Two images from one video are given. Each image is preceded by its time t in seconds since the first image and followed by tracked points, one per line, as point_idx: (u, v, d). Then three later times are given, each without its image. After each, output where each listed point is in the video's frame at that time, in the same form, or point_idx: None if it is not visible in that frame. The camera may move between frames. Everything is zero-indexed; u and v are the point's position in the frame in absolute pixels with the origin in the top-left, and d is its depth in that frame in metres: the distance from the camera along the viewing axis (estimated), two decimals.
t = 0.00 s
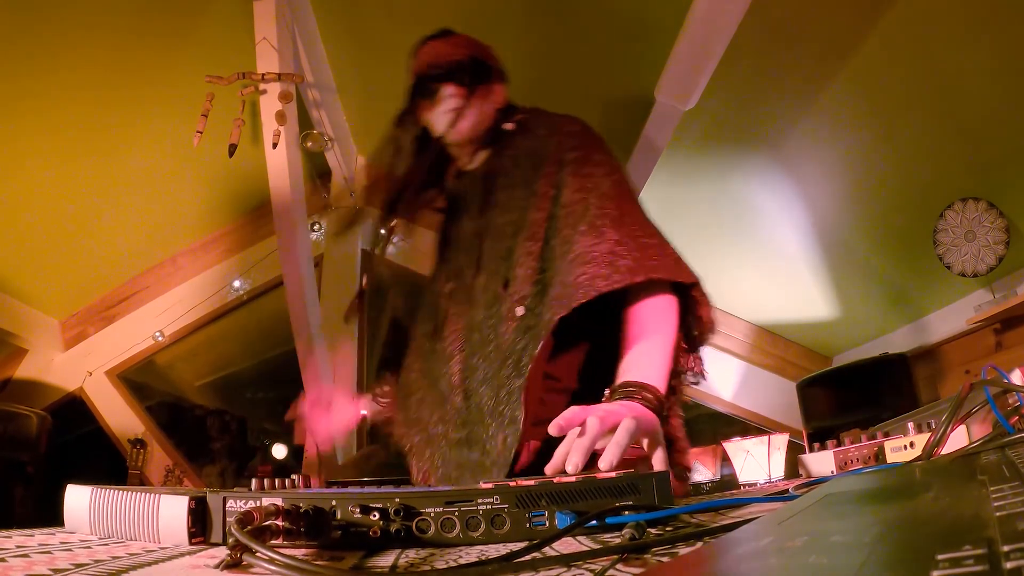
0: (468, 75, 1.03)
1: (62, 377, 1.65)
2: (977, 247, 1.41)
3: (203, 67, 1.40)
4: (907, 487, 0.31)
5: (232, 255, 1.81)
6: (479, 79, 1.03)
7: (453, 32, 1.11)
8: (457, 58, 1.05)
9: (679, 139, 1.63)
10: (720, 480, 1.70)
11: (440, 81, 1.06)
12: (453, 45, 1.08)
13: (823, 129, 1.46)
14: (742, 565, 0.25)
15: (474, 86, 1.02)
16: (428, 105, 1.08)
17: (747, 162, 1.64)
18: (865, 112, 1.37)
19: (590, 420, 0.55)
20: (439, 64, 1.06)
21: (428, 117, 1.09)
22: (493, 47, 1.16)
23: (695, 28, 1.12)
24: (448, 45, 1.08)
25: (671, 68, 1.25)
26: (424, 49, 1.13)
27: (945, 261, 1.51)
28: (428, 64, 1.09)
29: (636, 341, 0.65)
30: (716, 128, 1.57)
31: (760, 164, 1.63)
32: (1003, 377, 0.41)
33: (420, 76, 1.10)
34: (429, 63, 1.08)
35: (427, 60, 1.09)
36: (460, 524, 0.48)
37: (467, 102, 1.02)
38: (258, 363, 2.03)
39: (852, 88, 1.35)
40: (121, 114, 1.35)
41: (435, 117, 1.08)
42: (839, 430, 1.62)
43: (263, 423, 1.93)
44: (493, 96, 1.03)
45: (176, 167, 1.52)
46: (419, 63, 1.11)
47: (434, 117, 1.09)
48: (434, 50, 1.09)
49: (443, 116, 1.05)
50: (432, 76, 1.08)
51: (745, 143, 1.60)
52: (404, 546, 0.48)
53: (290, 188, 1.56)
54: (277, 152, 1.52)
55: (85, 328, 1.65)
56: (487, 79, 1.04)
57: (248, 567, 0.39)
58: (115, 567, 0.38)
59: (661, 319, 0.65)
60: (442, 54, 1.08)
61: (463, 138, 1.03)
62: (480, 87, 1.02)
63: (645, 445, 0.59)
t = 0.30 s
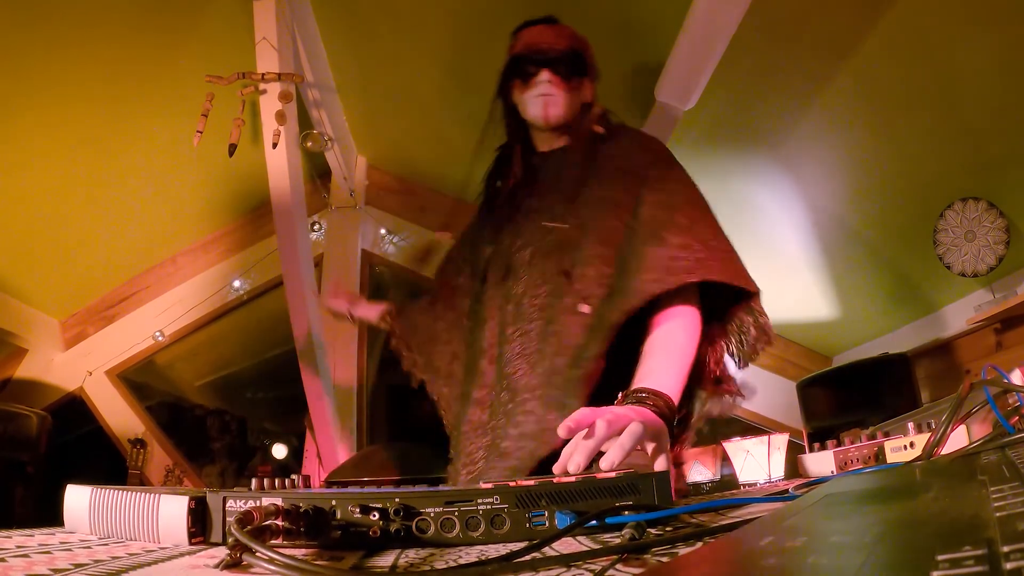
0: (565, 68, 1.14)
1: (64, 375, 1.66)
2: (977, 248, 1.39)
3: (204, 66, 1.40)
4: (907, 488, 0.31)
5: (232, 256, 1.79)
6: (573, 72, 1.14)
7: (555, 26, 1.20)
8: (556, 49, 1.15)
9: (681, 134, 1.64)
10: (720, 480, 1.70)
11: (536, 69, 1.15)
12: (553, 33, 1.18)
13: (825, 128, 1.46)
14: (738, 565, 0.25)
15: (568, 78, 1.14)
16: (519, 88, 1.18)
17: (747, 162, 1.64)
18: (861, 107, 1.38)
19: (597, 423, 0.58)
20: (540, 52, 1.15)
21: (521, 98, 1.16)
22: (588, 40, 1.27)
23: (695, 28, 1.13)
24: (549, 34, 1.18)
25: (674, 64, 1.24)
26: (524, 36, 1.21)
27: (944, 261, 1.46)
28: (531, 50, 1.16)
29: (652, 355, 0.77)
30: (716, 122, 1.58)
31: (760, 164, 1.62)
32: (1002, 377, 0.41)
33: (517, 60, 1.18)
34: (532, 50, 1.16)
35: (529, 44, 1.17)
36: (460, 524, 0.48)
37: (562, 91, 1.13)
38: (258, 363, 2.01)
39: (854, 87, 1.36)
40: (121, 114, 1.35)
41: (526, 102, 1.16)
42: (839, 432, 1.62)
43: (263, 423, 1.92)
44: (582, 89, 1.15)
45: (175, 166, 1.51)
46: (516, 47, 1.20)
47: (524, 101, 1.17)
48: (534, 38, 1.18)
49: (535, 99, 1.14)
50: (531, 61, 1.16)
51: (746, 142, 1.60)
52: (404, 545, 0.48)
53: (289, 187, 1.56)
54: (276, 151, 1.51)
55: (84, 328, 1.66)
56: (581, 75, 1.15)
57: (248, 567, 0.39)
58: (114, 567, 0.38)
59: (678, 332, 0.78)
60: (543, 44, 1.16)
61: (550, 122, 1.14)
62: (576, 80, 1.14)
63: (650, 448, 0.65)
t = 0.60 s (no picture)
0: (576, 83, 1.30)
1: (67, 374, 1.63)
2: (976, 247, 1.40)
3: (205, 66, 1.40)
4: (906, 488, 0.31)
5: (229, 258, 1.83)
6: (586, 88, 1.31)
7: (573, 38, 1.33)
8: (568, 62, 1.30)
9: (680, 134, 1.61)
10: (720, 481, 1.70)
11: (547, 81, 1.30)
12: (567, 45, 1.31)
13: (827, 128, 1.46)
14: (740, 564, 0.25)
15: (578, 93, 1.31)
16: (527, 96, 1.34)
17: (748, 161, 1.63)
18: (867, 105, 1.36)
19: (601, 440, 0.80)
20: (552, 66, 1.29)
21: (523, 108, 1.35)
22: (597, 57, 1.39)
23: (695, 29, 1.14)
24: (564, 46, 1.31)
25: (672, 66, 1.26)
26: (536, 44, 1.32)
27: (945, 260, 1.49)
28: (541, 60, 1.30)
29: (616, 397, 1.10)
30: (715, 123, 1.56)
31: (761, 163, 1.62)
32: (1002, 377, 0.41)
33: (529, 68, 1.31)
34: (542, 60, 1.30)
35: (543, 55, 1.30)
36: (460, 524, 0.48)
37: (570, 107, 1.32)
38: (259, 363, 2.02)
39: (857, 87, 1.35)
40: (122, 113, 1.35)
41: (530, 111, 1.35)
42: (839, 431, 1.61)
43: (263, 422, 1.97)
44: (587, 104, 1.33)
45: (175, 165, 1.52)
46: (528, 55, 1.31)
47: (530, 110, 1.35)
48: (549, 49, 1.30)
49: (544, 113, 1.33)
50: (542, 71, 1.30)
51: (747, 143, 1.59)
52: (404, 545, 0.48)
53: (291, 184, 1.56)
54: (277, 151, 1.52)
55: (83, 327, 1.63)
56: (589, 89, 1.32)
57: (248, 567, 0.39)
58: (115, 567, 0.38)
59: (636, 367, 1.23)
60: (555, 56, 1.30)
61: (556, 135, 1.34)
62: (583, 96, 1.32)
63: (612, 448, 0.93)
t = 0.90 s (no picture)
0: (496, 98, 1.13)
1: (65, 375, 1.66)
2: (977, 248, 1.40)
3: (205, 66, 1.41)
4: (906, 487, 0.31)
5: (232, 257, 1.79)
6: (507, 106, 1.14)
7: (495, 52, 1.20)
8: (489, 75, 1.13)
9: (679, 139, 1.63)
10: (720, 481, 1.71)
11: (469, 90, 1.11)
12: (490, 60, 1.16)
13: (825, 129, 1.47)
14: (742, 565, 0.25)
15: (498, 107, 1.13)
16: (444, 104, 1.11)
17: (747, 162, 1.64)
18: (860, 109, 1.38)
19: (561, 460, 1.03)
20: (474, 76, 1.12)
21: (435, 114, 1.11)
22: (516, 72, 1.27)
23: (693, 31, 1.14)
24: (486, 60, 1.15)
25: (669, 71, 1.25)
26: (457, 57, 1.15)
27: (945, 260, 1.49)
28: (463, 71, 1.12)
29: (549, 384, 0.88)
30: (715, 127, 1.57)
31: (759, 164, 1.63)
32: (1004, 378, 0.41)
33: (452, 76, 1.11)
34: (465, 71, 1.12)
35: (466, 65, 1.13)
36: (461, 524, 0.48)
37: (489, 121, 1.11)
38: (258, 363, 2.06)
39: (855, 89, 1.35)
40: (123, 113, 1.35)
41: (447, 121, 1.12)
42: (838, 431, 1.62)
43: (263, 423, 1.99)
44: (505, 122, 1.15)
45: (175, 166, 1.52)
46: (451, 64, 1.13)
47: (447, 119, 1.11)
48: (473, 61, 1.14)
49: (464, 120, 1.10)
50: (465, 81, 1.11)
51: (746, 144, 1.60)
52: (405, 546, 0.48)
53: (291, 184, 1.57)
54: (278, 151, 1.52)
55: (85, 329, 1.66)
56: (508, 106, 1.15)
57: (249, 567, 0.39)
58: (115, 567, 0.38)
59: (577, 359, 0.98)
60: (477, 67, 1.13)
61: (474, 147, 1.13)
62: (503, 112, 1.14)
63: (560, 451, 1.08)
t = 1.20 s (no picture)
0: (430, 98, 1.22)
1: (65, 374, 1.65)
2: (977, 247, 1.40)
3: (206, 65, 1.41)
4: (906, 487, 0.31)
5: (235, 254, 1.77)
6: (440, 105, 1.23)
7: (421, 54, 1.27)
8: (422, 79, 1.21)
9: (679, 140, 1.62)
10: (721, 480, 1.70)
11: (402, 97, 1.20)
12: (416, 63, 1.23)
13: (826, 128, 1.46)
14: (741, 565, 0.25)
15: (432, 107, 1.22)
16: (384, 114, 1.22)
17: (747, 161, 1.64)
18: (858, 112, 1.38)
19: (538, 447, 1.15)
20: (406, 82, 1.20)
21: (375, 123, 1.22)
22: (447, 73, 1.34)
23: (694, 30, 1.14)
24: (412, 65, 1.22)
25: (670, 69, 1.25)
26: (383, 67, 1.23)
27: (946, 260, 1.48)
28: (394, 79, 1.20)
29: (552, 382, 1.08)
30: (714, 129, 1.57)
31: (759, 162, 1.63)
32: (1002, 376, 0.41)
33: (383, 87, 1.20)
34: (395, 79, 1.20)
35: (394, 73, 1.21)
36: (461, 524, 0.48)
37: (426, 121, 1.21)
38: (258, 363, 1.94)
39: (855, 88, 1.34)
40: (123, 112, 1.35)
41: (390, 129, 1.22)
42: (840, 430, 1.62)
43: (263, 422, 1.89)
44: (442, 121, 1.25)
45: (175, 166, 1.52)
46: (381, 74, 1.21)
47: (388, 128, 1.21)
48: (402, 67, 1.21)
49: (403, 126, 1.20)
50: (396, 89, 1.20)
51: (746, 143, 1.59)
52: (405, 545, 0.48)
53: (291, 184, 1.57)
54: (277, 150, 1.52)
55: (85, 327, 1.68)
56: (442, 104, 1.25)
57: (249, 567, 0.39)
58: (115, 567, 0.38)
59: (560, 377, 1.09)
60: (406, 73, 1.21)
61: (419, 150, 1.21)
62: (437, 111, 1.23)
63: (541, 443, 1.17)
